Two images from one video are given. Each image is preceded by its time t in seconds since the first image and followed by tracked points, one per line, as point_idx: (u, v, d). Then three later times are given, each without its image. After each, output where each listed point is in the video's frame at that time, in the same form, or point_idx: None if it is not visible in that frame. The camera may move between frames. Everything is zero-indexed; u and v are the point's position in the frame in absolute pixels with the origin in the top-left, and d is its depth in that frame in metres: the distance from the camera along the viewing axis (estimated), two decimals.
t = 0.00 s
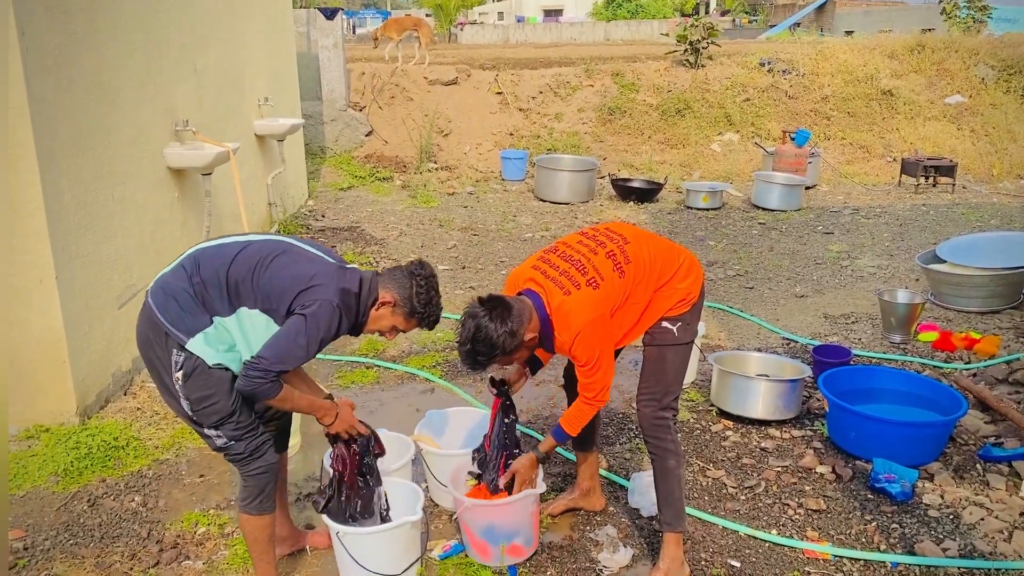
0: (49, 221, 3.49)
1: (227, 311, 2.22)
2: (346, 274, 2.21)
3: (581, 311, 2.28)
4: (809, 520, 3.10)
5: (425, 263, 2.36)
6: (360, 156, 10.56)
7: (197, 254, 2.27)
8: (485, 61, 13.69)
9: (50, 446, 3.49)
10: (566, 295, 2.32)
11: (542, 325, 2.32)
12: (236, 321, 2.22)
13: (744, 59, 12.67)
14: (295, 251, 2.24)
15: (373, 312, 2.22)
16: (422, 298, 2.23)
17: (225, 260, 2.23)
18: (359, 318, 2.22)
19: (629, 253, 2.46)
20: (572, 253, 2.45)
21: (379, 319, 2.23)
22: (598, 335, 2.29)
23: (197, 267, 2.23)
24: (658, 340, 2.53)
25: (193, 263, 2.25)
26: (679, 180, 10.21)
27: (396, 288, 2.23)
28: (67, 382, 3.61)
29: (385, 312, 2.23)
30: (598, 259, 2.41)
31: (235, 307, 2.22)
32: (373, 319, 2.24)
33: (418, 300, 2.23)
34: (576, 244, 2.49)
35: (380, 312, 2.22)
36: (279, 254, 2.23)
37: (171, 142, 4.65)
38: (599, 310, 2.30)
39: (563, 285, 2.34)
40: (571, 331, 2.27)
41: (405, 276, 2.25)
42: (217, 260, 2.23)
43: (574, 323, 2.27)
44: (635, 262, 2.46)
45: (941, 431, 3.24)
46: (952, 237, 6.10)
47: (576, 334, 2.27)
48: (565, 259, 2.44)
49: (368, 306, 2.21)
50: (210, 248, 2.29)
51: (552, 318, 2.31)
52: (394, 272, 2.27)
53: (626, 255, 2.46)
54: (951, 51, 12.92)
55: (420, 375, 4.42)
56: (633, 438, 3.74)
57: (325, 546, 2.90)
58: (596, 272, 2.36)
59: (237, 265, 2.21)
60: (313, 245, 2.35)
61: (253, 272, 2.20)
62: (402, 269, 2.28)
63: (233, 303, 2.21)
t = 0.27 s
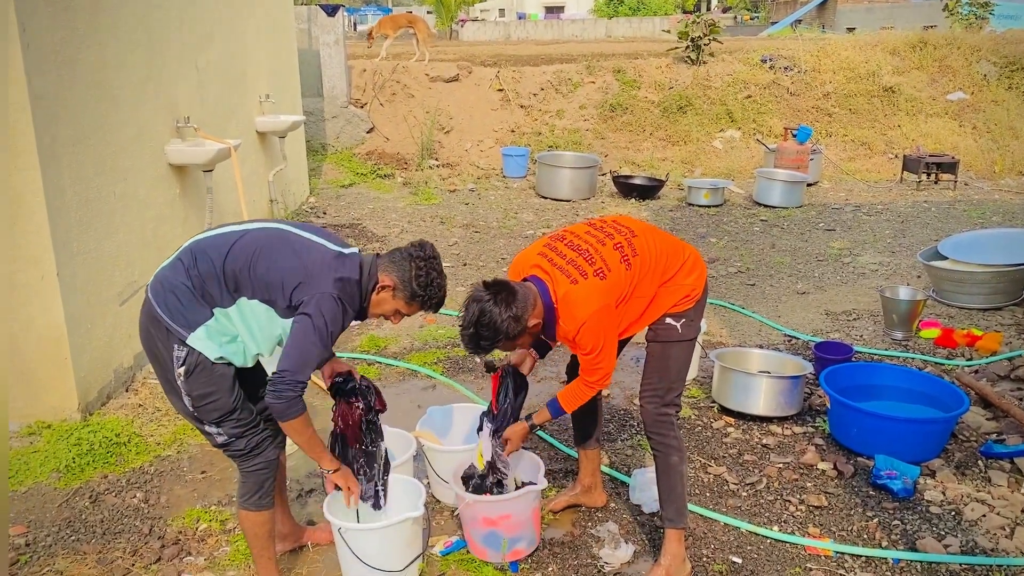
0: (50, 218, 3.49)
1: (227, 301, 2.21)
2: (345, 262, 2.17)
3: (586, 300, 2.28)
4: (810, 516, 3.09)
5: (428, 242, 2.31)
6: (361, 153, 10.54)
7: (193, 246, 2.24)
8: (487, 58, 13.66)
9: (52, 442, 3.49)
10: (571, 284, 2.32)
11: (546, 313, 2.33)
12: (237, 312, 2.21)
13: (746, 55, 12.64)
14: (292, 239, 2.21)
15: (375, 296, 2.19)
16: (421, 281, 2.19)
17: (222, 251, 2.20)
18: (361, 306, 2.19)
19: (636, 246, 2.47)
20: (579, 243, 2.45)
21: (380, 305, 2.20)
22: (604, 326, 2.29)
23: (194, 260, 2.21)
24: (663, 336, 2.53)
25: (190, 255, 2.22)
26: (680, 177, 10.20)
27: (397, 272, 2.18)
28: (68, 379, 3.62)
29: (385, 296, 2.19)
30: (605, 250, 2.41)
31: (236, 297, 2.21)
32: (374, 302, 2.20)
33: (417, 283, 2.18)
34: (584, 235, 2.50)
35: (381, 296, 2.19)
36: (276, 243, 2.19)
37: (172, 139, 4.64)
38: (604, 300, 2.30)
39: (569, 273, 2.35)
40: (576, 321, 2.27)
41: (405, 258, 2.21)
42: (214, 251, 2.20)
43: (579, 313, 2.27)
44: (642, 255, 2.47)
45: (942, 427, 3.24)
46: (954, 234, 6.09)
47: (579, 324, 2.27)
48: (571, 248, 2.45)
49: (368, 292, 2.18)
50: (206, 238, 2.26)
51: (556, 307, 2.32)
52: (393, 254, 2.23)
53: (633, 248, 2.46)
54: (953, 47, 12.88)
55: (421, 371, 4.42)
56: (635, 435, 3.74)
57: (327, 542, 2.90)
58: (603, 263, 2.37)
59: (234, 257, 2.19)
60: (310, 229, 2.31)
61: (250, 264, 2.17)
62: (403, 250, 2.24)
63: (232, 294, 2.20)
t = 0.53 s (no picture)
0: (51, 213, 3.49)
1: (223, 308, 2.19)
2: (346, 273, 2.13)
3: (590, 296, 2.28)
4: (811, 511, 3.10)
5: (433, 254, 2.25)
6: (362, 148, 10.53)
7: (189, 252, 2.21)
8: (488, 53, 13.64)
9: (53, 437, 3.50)
10: (576, 280, 2.32)
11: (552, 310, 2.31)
12: (230, 321, 2.21)
13: (747, 51, 12.61)
14: (291, 247, 2.16)
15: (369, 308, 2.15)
16: (418, 298, 2.13)
17: (219, 258, 2.17)
18: (361, 319, 2.16)
19: (641, 245, 2.48)
20: (584, 241, 2.46)
21: (378, 315, 2.17)
22: (604, 326, 2.30)
23: (191, 267, 2.18)
24: (667, 330, 2.52)
25: (188, 261, 2.20)
26: (681, 173, 10.19)
27: (394, 285, 2.13)
28: (70, 374, 3.62)
29: (382, 308, 2.16)
30: (610, 248, 2.42)
31: (232, 303, 2.19)
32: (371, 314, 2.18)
33: (413, 299, 2.12)
34: (589, 232, 2.50)
35: (376, 307, 2.16)
36: (275, 252, 2.16)
37: (173, 134, 4.63)
38: (607, 298, 2.30)
39: (574, 270, 2.35)
40: (579, 317, 2.27)
41: (404, 273, 2.15)
42: (211, 258, 2.18)
43: (582, 309, 2.27)
44: (646, 254, 2.48)
45: (944, 423, 3.24)
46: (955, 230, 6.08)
47: (584, 319, 2.27)
48: (576, 247, 2.44)
49: (365, 302, 2.14)
50: (204, 243, 2.22)
51: (561, 303, 2.31)
52: (394, 265, 2.18)
53: (637, 246, 2.47)
54: (955, 43, 12.85)
55: (422, 367, 4.42)
56: (636, 430, 3.74)
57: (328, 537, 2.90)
58: (607, 260, 2.37)
59: (233, 266, 2.16)
60: (310, 232, 2.26)
61: (249, 273, 2.15)
62: (405, 263, 2.18)
63: (229, 301, 2.18)
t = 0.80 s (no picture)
0: (52, 209, 3.48)
1: (222, 309, 2.18)
2: (343, 269, 2.13)
3: (592, 299, 2.28)
4: (811, 507, 3.10)
5: (433, 249, 2.25)
6: (362, 144, 10.52)
7: (184, 252, 2.19)
8: (488, 49, 13.61)
9: (54, 432, 3.50)
10: (579, 282, 2.32)
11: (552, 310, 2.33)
12: (228, 323, 2.20)
13: (748, 46, 12.58)
14: (287, 245, 2.15)
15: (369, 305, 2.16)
16: (418, 296, 2.12)
17: (215, 257, 2.15)
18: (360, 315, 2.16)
19: (643, 250, 2.48)
20: (587, 244, 2.46)
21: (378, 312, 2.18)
22: (604, 326, 2.29)
23: (187, 267, 2.16)
24: (663, 327, 2.53)
25: (184, 261, 2.18)
26: (682, 169, 10.18)
27: (394, 282, 2.13)
28: (71, 369, 3.62)
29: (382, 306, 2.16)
30: (612, 253, 2.42)
31: (229, 304, 2.17)
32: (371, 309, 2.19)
33: (414, 297, 2.12)
34: (593, 235, 2.51)
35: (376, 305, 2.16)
36: (271, 251, 2.14)
37: (173, 130, 4.62)
38: (608, 301, 2.30)
39: (577, 273, 2.35)
40: (580, 318, 2.27)
41: (404, 269, 2.14)
42: (207, 258, 2.16)
43: (584, 309, 2.27)
44: (648, 260, 2.48)
45: (944, 419, 3.24)
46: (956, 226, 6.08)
47: (583, 319, 2.26)
48: (579, 249, 2.45)
49: (364, 298, 2.14)
50: (199, 241, 2.20)
51: (562, 303, 2.32)
52: (393, 259, 2.17)
53: (641, 251, 2.47)
54: (956, 39, 12.82)
55: (422, 363, 4.42)
56: (637, 426, 3.74)
57: (313, 542, 2.83)
58: (610, 265, 2.37)
59: (229, 265, 2.14)
60: (305, 227, 2.25)
61: (246, 273, 2.13)
62: (403, 257, 2.17)
63: (227, 301, 2.17)
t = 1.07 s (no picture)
0: (53, 202, 3.48)
1: (225, 293, 2.20)
2: (346, 238, 2.18)
3: (600, 293, 2.28)
4: (812, 501, 3.10)
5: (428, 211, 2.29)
6: (362, 138, 10.50)
7: (181, 238, 2.20)
8: (488, 43, 13.58)
9: (55, 426, 3.50)
10: (586, 277, 2.33)
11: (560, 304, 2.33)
12: (233, 306, 2.22)
13: (749, 41, 12.54)
14: (286, 222, 2.19)
15: (375, 273, 2.20)
16: (424, 258, 2.17)
17: (214, 240, 2.17)
18: (367, 282, 2.21)
19: (647, 246, 2.49)
20: (591, 241, 2.46)
21: (385, 279, 2.22)
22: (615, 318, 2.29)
23: (186, 252, 2.17)
24: (660, 322, 2.52)
25: (182, 248, 2.19)
26: (683, 164, 10.16)
27: (397, 246, 2.17)
28: (71, 363, 3.62)
29: (388, 271, 2.20)
30: (617, 247, 2.43)
31: (233, 287, 2.20)
32: (376, 279, 2.23)
33: (420, 259, 2.17)
34: (596, 231, 2.52)
35: (382, 272, 2.20)
36: (271, 228, 2.17)
37: (173, 123, 4.62)
38: (617, 293, 2.31)
39: (584, 268, 2.35)
40: (591, 311, 2.25)
41: (405, 232, 2.19)
42: (205, 242, 2.17)
43: (593, 303, 2.26)
44: (653, 255, 2.49)
45: (944, 413, 3.24)
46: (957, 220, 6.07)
47: (593, 314, 2.25)
48: (583, 245, 2.45)
49: (371, 266, 2.19)
50: (196, 227, 2.22)
51: (570, 298, 2.32)
52: (393, 226, 2.21)
53: (644, 246, 2.48)
54: (957, 33, 12.78)
55: (423, 357, 4.42)
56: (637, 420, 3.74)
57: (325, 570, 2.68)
58: (616, 259, 2.38)
59: (230, 246, 2.16)
60: (299, 205, 2.29)
61: (248, 252, 2.16)
62: (401, 221, 2.22)
63: (230, 284, 2.19)
